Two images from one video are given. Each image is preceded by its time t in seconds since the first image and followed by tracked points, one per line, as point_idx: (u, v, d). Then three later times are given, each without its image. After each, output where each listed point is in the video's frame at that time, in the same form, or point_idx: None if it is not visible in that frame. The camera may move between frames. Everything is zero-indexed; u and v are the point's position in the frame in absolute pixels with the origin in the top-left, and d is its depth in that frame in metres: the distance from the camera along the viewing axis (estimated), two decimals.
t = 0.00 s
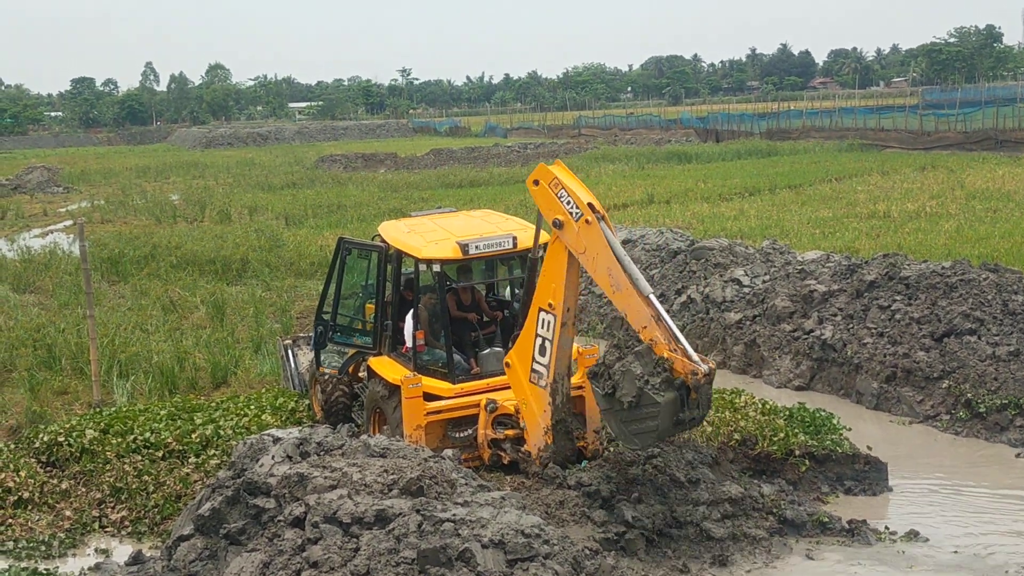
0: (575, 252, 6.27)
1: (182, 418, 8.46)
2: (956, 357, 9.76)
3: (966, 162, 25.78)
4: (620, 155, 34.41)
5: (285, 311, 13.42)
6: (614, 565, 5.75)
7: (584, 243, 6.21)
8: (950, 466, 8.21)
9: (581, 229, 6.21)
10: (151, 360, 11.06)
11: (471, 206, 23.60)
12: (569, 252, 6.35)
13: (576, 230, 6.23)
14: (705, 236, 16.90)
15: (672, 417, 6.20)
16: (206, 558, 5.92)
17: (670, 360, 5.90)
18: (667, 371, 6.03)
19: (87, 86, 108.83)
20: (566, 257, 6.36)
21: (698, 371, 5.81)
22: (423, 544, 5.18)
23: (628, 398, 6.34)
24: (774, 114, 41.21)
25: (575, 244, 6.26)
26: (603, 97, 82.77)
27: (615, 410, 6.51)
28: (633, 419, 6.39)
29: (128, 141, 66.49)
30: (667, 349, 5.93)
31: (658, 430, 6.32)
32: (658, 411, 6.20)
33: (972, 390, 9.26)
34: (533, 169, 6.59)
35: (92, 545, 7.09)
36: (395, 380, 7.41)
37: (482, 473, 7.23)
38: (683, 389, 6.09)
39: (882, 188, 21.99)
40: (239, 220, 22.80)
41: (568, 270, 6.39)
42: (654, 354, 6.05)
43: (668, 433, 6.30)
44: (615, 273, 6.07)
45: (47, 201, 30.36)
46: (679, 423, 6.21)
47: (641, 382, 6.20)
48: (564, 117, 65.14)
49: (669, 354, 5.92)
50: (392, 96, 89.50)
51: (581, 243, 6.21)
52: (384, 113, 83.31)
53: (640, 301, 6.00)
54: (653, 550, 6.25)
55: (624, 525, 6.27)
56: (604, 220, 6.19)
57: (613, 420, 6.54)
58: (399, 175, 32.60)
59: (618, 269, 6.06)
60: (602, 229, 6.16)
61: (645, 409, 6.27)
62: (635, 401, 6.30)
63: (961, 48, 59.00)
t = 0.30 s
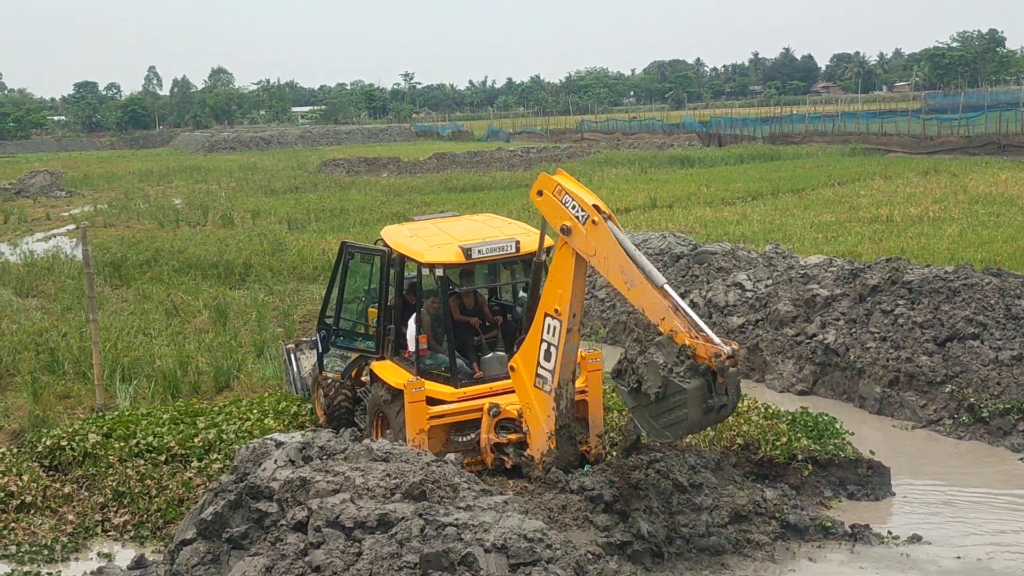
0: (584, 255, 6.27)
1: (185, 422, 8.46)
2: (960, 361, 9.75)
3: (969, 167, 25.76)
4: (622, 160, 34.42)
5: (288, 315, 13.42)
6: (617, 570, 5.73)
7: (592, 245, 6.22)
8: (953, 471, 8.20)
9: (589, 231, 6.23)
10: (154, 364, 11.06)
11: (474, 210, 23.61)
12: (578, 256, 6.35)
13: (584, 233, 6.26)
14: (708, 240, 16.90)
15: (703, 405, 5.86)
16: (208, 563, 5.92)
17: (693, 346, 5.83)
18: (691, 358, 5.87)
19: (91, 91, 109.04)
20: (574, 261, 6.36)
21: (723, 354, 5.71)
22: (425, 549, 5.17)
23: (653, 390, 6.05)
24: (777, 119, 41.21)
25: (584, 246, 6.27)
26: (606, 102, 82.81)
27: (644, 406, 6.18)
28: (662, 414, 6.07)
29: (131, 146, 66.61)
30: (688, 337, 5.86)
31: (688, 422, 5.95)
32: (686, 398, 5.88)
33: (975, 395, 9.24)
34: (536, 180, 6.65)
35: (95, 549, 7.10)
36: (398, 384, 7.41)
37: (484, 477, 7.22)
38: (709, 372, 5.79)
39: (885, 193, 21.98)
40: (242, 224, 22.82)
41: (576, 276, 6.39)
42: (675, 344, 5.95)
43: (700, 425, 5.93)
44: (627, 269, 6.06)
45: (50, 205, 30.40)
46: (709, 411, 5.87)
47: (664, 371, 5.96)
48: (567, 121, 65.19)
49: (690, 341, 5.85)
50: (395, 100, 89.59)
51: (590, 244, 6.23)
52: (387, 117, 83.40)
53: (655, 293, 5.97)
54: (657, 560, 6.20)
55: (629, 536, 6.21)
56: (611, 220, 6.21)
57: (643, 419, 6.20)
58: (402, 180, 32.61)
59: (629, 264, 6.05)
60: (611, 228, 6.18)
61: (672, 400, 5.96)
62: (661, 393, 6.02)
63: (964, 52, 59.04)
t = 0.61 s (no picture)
0: (589, 260, 6.28)
1: (186, 426, 8.46)
2: (961, 365, 9.73)
3: (970, 171, 25.76)
4: (623, 164, 34.41)
5: (289, 319, 13.43)
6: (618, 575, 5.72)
7: (597, 249, 6.22)
8: (954, 475, 8.19)
9: (592, 236, 6.25)
10: (155, 367, 11.07)
11: (476, 214, 23.64)
12: (583, 264, 6.35)
13: (588, 238, 6.27)
14: (709, 244, 16.92)
15: (712, 399, 5.97)
16: (209, 567, 5.90)
17: (700, 341, 5.77)
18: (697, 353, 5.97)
19: (92, 95, 109.27)
20: (579, 267, 6.36)
21: (730, 346, 5.67)
22: (426, 553, 5.17)
23: (661, 388, 6.19)
24: (778, 123, 41.24)
25: (588, 252, 6.27)
26: (608, 106, 82.88)
27: (653, 405, 6.30)
28: (673, 412, 6.18)
29: (132, 150, 66.72)
30: (694, 332, 5.81)
31: (696, 419, 6.05)
32: (694, 394, 5.98)
33: (976, 400, 9.24)
34: (540, 191, 6.71)
35: (96, 553, 7.09)
36: (400, 388, 7.40)
37: (486, 482, 7.22)
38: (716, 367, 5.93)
39: (887, 197, 21.97)
40: (243, 228, 22.85)
41: (580, 283, 6.38)
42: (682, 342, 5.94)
43: (711, 421, 6.01)
44: (631, 270, 6.06)
45: (52, 209, 30.46)
46: (718, 406, 5.98)
47: (671, 368, 6.12)
48: (569, 126, 65.23)
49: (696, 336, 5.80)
50: (397, 104, 89.67)
51: (595, 249, 6.23)
52: (388, 121, 83.45)
53: (660, 292, 5.94)
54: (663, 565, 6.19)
55: (632, 543, 6.16)
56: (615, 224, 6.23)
57: (656, 418, 6.30)
58: (403, 184, 32.61)
59: (633, 266, 6.05)
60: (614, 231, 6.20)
61: (680, 396, 6.08)
62: (668, 390, 6.16)
63: (965, 57, 59.08)
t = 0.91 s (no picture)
0: (570, 263, 6.24)
1: (187, 430, 8.45)
2: (962, 370, 9.72)
3: (972, 175, 25.73)
4: (625, 168, 34.40)
5: (291, 323, 13.43)
6: None
7: (573, 249, 6.20)
8: (956, 480, 8.17)
9: (570, 238, 6.23)
10: (157, 371, 11.07)
11: (477, 218, 23.63)
12: (565, 266, 6.32)
13: (566, 240, 6.26)
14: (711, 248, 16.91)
15: (675, 387, 5.86)
16: (211, 571, 5.89)
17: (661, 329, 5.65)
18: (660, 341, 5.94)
19: (93, 99, 109.36)
20: (561, 271, 6.34)
21: (689, 331, 5.57)
22: (428, 557, 5.17)
23: (624, 378, 6.07)
24: (780, 127, 41.22)
25: (569, 255, 6.24)
26: (610, 110, 82.90)
27: (617, 396, 6.17)
28: (636, 404, 6.05)
29: (134, 153, 66.79)
30: (660, 323, 5.72)
31: (659, 407, 5.89)
32: (654, 378, 5.85)
33: (978, 404, 9.21)
34: (527, 200, 6.75)
35: (97, 557, 7.09)
36: (402, 392, 7.39)
37: (486, 486, 7.21)
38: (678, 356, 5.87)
39: (889, 201, 21.94)
40: (245, 232, 22.85)
41: (566, 288, 6.34)
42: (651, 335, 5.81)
43: (674, 411, 5.89)
44: (603, 267, 6.00)
45: (53, 213, 30.48)
46: (683, 394, 5.87)
47: (634, 356, 6.03)
48: (570, 130, 65.25)
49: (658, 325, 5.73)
50: (399, 108, 89.74)
51: (571, 250, 6.21)
52: (389, 125, 83.50)
53: (629, 286, 5.86)
54: (669, 574, 6.15)
55: (636, 548, 6.12)
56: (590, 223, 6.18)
57: (623, 410, 6.19)
58: (405, 188, 32.60)
59: (605, 262, 5.99)
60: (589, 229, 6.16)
61: (641, 384, 5.94)
62: (631, 380, 6.03)
63: (967, 61, 59.04)
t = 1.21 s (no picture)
0: (545, 265, 6.28)
1: (190, 432, 8.44)
2: (966, 372, 9.69)
3: (975, 177, 25.70)
4: (628, 170, 34.40)
5: (293, 325, 13.42)
6: None
7: (546, 252, 6.24)
8: (959, 482, 8.14)
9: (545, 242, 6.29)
10: (159, 373, 11.06)
11: (480, 220, 23.65)
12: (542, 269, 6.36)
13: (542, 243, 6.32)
14: (713, 250, 16.91)
15: (607, 392, 5.70)
16: (213, 573, 5.87)
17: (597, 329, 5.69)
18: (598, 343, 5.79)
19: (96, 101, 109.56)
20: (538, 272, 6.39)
21: (615, 331, 5.61)
22: (430, 560, 5.15)
23: (562, 379, 5.91)
24: (782, 128, 41.21)
25: (544, 257, 6.29)
26: (612, 111, 82.93)
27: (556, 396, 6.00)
28: (571, 406, 5.90)
29: (136, 155, 66.86)
30: (601, 323, 5.70)
31: (592, 410, 5.73)
32: (584, 382, 5.69)
33: (981, 406, 9.18)
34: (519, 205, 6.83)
35: (99, 560, 7.09)
36: (405, 394, 7.36)
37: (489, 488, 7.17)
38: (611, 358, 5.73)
39: (892, 203, 21.92)
40: (247, 234, 22.87)
41: (550, 294, 6.32)
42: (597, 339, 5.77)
43: (604, 414, 5.72)
44: (566, 270, 6.00)
45: (56, 215, 30.49)
46: (616, 399, 5.71)
47: (570, 358, 5.86)
48: (572, 132, 65.28)
49: (596, 323, 5.73)
50: (401, 110, 89.82)
51: (544, 253, 6.26)
52: (392, 128, 83.47)
53: (583, 290, 5.86)
54: None
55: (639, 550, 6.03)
56: (564, 226, 6.20)
57: (565, 416, 6.06)
58: (407, 190, 32.62)
59: (568, 265, 5.99)
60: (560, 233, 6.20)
61: (575, 387, 5.79)
62: (566, 380, 5.86)
63: (970, 61, 59.00)
